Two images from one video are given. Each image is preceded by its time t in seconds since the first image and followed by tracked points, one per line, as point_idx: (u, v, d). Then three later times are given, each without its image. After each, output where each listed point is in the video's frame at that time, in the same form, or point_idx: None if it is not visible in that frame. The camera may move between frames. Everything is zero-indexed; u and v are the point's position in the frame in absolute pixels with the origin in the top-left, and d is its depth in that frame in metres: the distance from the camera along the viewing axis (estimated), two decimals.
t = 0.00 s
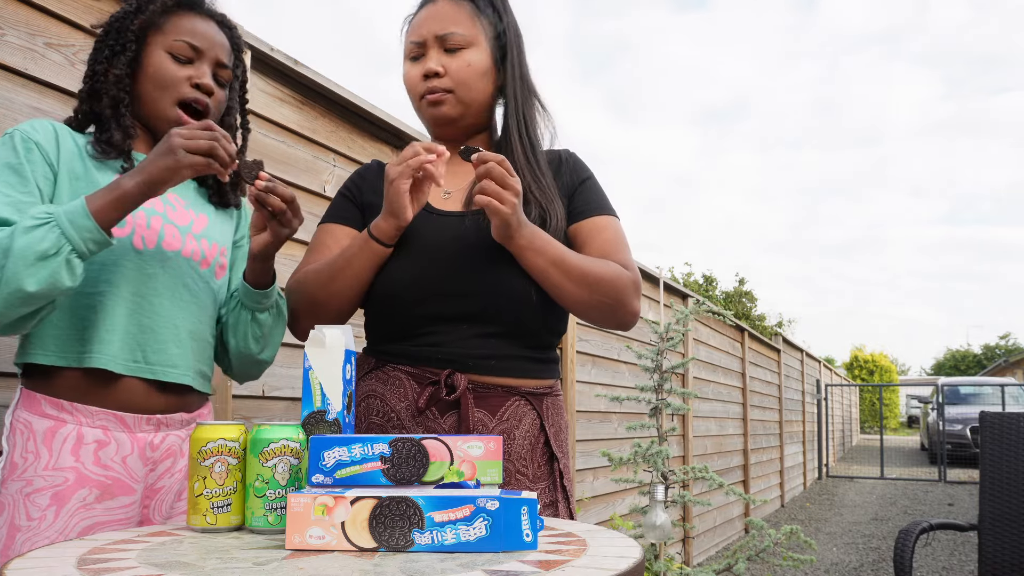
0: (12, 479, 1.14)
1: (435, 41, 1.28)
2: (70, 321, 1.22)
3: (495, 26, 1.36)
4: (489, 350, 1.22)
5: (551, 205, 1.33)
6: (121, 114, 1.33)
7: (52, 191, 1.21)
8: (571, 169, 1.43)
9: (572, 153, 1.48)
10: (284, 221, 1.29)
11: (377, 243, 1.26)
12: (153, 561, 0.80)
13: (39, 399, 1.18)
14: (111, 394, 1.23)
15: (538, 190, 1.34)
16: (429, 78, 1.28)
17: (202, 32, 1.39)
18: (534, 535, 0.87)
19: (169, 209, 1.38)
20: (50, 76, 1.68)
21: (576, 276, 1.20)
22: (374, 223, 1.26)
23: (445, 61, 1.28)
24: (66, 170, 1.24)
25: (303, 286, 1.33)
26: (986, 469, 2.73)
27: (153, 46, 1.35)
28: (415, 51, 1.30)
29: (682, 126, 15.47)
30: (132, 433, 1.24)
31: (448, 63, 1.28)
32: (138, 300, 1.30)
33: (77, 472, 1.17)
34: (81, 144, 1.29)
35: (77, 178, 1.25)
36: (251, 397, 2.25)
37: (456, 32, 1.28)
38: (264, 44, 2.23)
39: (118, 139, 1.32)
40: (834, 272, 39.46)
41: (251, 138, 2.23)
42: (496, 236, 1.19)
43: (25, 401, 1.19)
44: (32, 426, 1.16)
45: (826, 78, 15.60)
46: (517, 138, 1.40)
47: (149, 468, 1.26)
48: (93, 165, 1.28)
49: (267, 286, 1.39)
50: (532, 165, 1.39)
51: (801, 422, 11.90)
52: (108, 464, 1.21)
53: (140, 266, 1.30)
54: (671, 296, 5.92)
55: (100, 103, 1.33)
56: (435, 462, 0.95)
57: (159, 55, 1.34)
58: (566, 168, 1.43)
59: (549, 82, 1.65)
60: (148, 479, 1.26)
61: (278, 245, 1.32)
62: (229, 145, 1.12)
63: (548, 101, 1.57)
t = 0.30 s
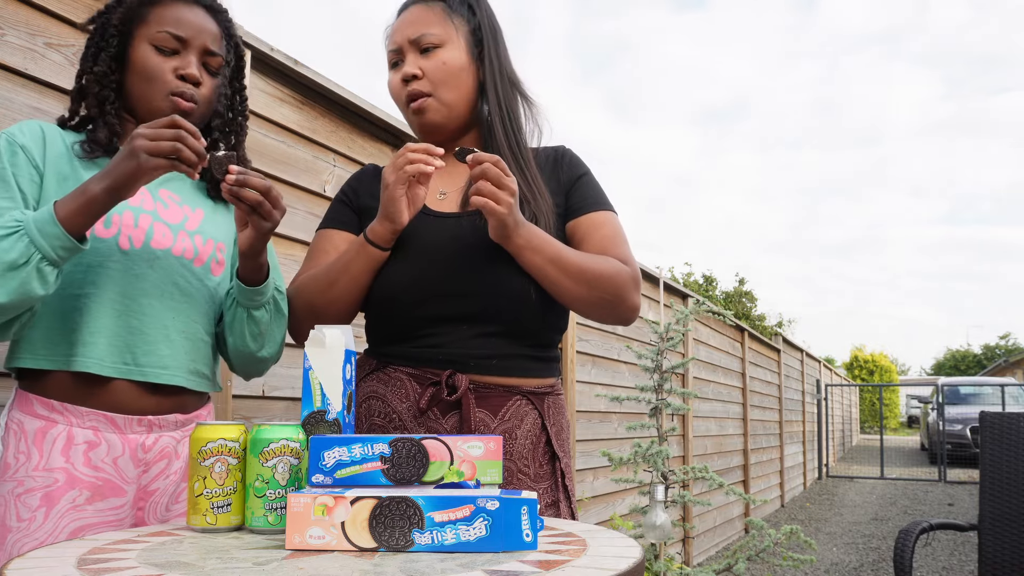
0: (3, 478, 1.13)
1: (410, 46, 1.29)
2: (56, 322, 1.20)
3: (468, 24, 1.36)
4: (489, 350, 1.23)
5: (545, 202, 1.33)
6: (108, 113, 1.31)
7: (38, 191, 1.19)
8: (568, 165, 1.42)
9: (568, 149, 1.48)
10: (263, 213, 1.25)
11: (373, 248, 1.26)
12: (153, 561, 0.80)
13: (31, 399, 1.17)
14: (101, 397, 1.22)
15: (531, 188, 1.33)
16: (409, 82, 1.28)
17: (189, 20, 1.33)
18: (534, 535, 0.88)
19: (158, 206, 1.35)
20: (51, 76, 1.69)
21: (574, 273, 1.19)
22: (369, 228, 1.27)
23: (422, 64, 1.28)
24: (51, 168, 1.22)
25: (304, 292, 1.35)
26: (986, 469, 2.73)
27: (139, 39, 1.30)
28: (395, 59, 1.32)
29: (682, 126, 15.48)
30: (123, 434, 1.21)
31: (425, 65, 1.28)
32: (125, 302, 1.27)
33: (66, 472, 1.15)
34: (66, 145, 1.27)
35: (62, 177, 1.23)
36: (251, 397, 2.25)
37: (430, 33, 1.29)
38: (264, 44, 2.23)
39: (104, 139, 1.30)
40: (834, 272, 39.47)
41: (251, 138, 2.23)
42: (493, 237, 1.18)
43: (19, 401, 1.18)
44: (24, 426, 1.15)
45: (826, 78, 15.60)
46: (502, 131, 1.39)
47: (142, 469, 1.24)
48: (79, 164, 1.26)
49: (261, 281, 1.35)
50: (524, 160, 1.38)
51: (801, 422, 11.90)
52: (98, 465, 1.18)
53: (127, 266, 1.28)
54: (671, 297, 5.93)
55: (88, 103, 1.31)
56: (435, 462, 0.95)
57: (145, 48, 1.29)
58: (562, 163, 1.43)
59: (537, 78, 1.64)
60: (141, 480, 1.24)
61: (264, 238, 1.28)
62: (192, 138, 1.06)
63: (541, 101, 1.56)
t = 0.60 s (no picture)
0: None
1: (391, 47, 1.30)
2: (41, 330, 1.20)
3: (446, 22, 1.37)
4: (485, 345, 1.23)
5: (534, 195, 1.33)
6: (98, 107, 1.30)
7: (19, 191, 1.20)
8: (557, 157, 1.42)
9: (555, 141, 1.47)
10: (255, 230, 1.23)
11: (366, 247, 1.27)
12: (153, 561, 0.80)
13: (14, 404, 1.16)
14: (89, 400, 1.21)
15: (519, 181, 1.33)
16: (392, 82, 1.29)
17: (198, 18, 1.32)
18: (534, 535, 0.87)
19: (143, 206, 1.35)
20: (51, 76, 1.69)
21: (567, 265, 1.19)
22: (361, 228, 1.27)
23: (402, 63, 1.29)
24: (34, 166, 1.22)
25: (296, 292, 1.34)
26: (986, 468, 2.73)
27: (142, 32, 1.29)
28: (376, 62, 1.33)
29: (681, 126, 15.48)
30: (111, 437, 1.21)
31: (405, 65, 1.29)
32: (111, 308, 1.27)
33: (56, 477, 1.15)
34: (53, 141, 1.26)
35: (45, 176, 1.23)
36: (251, 397, 2.25)
37: (409, 33, 1.30)
38: (264, 44, 2.23)
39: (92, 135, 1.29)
40: (833, 271, 39.48)
41: (250, 138, 2.23)
42: (484, 232, 1.18)
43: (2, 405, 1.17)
44: (9, 430, 1.14)
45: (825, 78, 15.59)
46: (482, 119, 1.37)
47: (133, 471, 1.23)
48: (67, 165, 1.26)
49: (246, 291, 1.38)
50: (509, 153, 1.38)
51: (801, 422, 11.90)
52: (87, 468, 1.18)
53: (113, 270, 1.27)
54: (671, 296, 5.92)
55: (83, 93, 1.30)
56: (435, 462, 0.95)
57: (146, 42, 1.28)
58: (550, 156, 1.42)
59: (520, 75, 1.64)
60: (131, 482, 1.23)
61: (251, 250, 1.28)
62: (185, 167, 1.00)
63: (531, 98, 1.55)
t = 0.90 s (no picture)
0: None
1: (394, 46, 1.30)
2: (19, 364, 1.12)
3: (446, 25, 1.37)
4: (482, 342, 1.22)
5: (527, 190, 1.32)
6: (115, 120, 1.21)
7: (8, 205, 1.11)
8: (551, 153, 1.41)
9: (549, 138, 1.47)
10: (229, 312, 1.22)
11: (361, 247, 1.27)
12: (153, 562, 0.80)
13: None
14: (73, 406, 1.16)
15: (513, 177, 1.32)
16: (394, 81, 1.29)
17: (222, 35, 1.25)
18: (534, 535, 0.88)
19: (138, 224, 1.28)
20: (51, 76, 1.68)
21: (561, 259, 1.19)
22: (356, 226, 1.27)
23: (406, 63, 1.29)
24: (26, 180, 1.12)
25: (293, 293, 1.34)
26: (986, 469, 2.73)
27: (160, 41, 1.21)
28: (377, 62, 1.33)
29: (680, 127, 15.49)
30: (88, 446, 1.19)
31: (410, 64, 1.29)
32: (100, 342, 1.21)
33: (31, 482, 1.11)
34: (52, 151, 1.16)
35: (36, 193, 1.14)
36: (251, 397, 2.25)
37: (413, 34, 1.31)
38: (264, 44, 2.23)
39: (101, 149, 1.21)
40: (833, 272, 39.48)
41: (251, 138, 2.23)
42: (478, 228, 1.18)
43: None
44: None
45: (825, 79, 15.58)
46: (477, 119, 1.37)
47: (109, 478, 1.22)
48: (64, 181, 1.16)
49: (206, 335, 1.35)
50: (504, 149, 1.37)
51: (801, 422, 11.90)
52: (64, 474, 1.15)
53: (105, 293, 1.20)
54: (671, 296, 5.93)
55: (101, 98, 1.20)
56: (435, 462, 0.95)
57: (166, 54, 1.21)
58: (544, 152, 1.42)
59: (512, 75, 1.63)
60: (107, 489, 1.22)
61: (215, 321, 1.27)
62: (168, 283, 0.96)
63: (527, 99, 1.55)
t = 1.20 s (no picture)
0: None
1: (390, 52, 1.30)
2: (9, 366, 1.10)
3: (443, 28, 1.37)
4: (480, 344, 1.22)
5: (525, 193, 1.32)
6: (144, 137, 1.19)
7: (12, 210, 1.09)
8: (549, 155, 1.41)
9: (548, 140, 1.46)
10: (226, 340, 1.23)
11: (360, 250, 1.27)
12: (153, 561, 0.80)
13: None
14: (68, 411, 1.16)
15: (509, 179, 1.32)
16: (390, 86, 1.29)
17: (236, 52, 1.23)
18: (534, 536, 0.88)
19: (140, 237, 1.25)
20: (50, 75, 1.68)
21: (559, 262, 1.18)
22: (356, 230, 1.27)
23: (402, 68, 1.29)
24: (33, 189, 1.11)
25: (293, 296, 1.34)
26: (986, 469, 2.73)
27: (178, 56, 1.17)
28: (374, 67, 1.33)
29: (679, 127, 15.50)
30: (79, 448, 1.19)
31: (405, 69, 1.30)
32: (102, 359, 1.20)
33: (24, 483, 1.11)
34: (69, 164, 1.15)
35: (43, 200, 1.12)
36: (251, 397, 2.25)
37: (408, 39, 1.31)
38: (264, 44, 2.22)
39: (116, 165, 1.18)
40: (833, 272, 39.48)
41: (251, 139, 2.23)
42: (475, 230, 1.18)
43: None
44: None
45: (824, 79, 15.57)
46: (472, 123, 1.36)
47: (98, 477, 1.22)
48: (76, 189, 1.15)
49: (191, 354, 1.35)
50: (500, 152, 1.37)
51: (801, 422, 11.90)
52: (56, 475, 1.15)
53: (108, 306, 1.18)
54: (671, 296, 5.93)
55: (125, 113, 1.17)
56: (435, 462, 0.95)
57: (185, 70, 1.17)
58: (543, 154, 1.41)
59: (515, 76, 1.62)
60: (96, 488, 1.22)
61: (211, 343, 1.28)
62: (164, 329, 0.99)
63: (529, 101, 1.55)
